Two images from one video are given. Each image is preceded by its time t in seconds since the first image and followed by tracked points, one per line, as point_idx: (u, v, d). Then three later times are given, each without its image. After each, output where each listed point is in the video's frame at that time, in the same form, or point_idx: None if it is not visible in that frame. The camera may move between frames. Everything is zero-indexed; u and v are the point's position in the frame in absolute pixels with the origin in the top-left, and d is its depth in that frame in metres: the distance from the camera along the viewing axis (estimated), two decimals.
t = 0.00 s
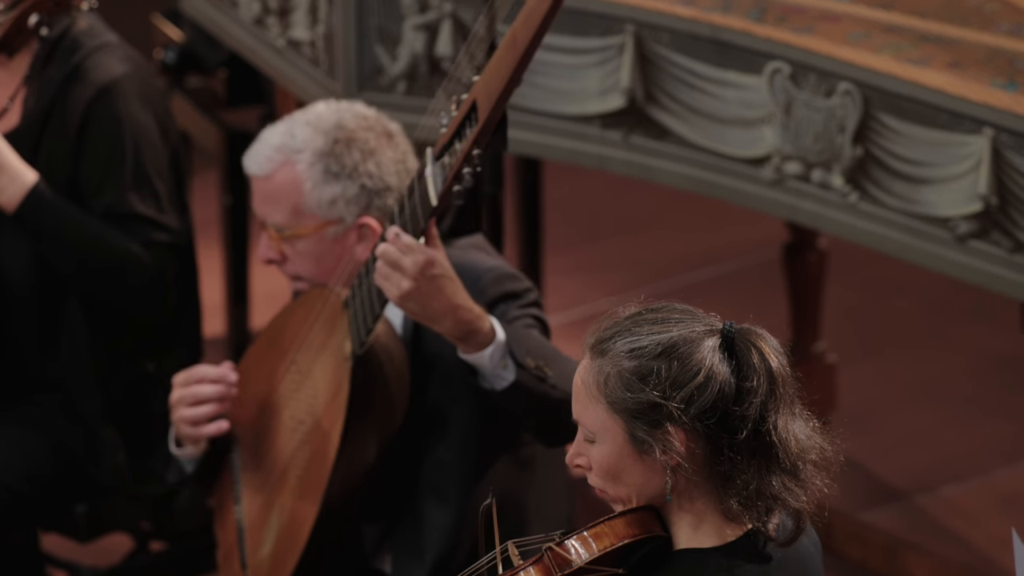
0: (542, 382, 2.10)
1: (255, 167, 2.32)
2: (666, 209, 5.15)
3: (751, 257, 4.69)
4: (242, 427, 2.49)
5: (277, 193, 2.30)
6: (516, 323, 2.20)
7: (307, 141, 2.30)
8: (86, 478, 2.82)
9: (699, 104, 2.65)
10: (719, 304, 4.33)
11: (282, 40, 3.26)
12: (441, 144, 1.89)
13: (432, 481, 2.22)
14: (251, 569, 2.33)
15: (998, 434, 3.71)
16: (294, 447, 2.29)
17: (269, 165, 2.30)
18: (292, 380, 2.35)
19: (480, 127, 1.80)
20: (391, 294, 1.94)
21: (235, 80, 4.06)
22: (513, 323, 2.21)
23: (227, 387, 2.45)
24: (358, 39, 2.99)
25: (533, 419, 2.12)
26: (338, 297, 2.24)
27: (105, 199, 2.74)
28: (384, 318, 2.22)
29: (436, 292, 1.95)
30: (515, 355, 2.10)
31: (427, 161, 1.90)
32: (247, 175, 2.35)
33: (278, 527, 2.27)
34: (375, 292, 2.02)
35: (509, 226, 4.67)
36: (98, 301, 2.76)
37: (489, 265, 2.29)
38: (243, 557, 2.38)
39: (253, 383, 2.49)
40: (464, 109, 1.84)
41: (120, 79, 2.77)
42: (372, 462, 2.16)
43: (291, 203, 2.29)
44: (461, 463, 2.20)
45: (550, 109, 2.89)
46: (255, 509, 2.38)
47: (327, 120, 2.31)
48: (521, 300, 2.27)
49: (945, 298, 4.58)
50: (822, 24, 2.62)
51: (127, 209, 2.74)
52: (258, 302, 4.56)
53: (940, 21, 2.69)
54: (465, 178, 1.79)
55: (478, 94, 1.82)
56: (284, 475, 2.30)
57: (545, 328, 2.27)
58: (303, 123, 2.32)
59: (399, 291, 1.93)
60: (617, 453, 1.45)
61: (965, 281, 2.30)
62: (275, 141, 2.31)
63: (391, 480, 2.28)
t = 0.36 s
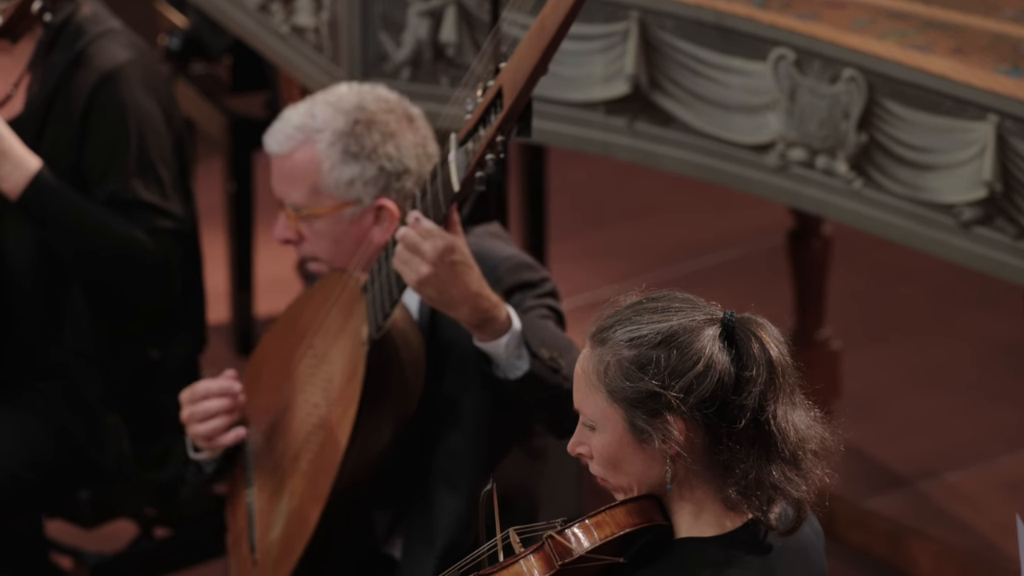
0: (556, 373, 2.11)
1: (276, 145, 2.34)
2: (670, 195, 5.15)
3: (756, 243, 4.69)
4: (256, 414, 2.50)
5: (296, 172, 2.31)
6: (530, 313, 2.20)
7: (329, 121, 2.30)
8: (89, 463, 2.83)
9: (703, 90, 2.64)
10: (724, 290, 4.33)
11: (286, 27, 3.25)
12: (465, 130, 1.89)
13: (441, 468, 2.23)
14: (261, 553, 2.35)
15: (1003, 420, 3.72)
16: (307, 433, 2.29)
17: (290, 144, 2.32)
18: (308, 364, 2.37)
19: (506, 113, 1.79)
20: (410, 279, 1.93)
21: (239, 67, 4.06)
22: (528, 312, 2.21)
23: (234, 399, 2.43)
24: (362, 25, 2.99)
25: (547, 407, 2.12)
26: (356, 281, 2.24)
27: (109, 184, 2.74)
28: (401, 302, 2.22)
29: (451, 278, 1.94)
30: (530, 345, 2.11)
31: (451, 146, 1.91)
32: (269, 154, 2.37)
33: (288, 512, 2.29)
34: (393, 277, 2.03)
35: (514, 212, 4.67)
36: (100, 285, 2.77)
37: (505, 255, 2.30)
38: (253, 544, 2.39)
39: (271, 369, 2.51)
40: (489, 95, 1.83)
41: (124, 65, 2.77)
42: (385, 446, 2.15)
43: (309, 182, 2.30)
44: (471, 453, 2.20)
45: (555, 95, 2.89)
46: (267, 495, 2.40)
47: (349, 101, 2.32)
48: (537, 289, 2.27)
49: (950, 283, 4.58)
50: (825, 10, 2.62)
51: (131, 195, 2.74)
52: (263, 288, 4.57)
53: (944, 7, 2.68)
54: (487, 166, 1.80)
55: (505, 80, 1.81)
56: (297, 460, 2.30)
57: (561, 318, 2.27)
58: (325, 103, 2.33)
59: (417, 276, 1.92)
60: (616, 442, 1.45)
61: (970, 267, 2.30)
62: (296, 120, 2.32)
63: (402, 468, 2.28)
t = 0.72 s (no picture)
0: (553, 344, 2.10)
1: (296, 121, 2.33)
2: (673, 182, 5.15)
3: (759, 230, 4.69)
4: (264, 392, 2.53)
5: (313, 149, 2.31)
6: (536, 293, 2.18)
7: (350, 99, 2.30)
8: (93, 450, 2.85)
9: (706, 77, 2.64)
10: (729, 277, 4.33)
11: (288, 14, 3.24)
12: (472, 111, 1.89)
13: (445, 450, 2.22)
14: (267, 535, 2.37)
15: (1006, 406, 3.72)
16: (312, 417, 2.31)
17: (311, 120, 2.31)
18: (315, 346, 2.39)
19: (510, 94, 1.78)
20: (425, 243, 1.92)
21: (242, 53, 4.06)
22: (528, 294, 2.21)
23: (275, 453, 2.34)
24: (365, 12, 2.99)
25: (555, 395, 2.15)
26: (363, 263, 2.27)
27: (113, 172, 2.75)
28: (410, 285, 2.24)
29: (466, 238, 1.91)
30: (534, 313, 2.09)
31: (458, 128, 1.92)
32: (288, 129, 2.36)
33: (292, 495, 2.31)
34: (405, 247, 2.02)
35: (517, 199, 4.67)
36: (105, 271, 2.76)
37: (510, 237, 2.30)
38: (259, 527, 2.42)
39: (282, 351, 2.52)
40: (495, 76, 1.82)
41: (128, 52, 2.77)
42: (389, 433, 2.17)
43: (327, 159, 2.29)
44: (475, 436, 2.20)
45: (556, 82, 2.88)
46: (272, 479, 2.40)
47: (371, 81, 2.32)
48: (538, 274, 2.27)
49: (953, 271, 4.58)
50: None
51: (136, 182, 2.75)
52: (267, 275, 4.57)
53: None
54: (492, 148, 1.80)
55: (509, 61, 1.80)
56: (303, 442, 2.31)
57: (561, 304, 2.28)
58: (348, 82, 2.33)
59: (433, 238, 1.91)
60: (623, 426, 1.46)
61: (974, 254, 2.30)
62: (317, 97, 2.32)
63: (405, 451, 2.28)
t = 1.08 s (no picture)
0: (526, 347, 2.11)
1: (306, 105, 2.33)
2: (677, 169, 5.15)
3: (763, 218, 4.68)
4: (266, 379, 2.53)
5: (322, 134, 2.31)
6: (524, 290, 2.19)
7: (362, 84, 2.30)
8: (99, 438, 2.85)
9: (711, 65, 2.64)
10: (733, 265, 4.33)
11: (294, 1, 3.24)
12: (460, 101, 1.88)
13: (443, 439, 2.24)
14: (270, 523, 2.38)
15: (1010, 394, 3.73)
16: (312, 404, 2.30)
17: (321, 104, 2.31)
18: (316, 334, 2.39)
19: (498, 83, 1.76)
20: (414, 223, 1.91)
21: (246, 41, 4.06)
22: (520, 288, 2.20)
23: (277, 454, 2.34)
24: None
25: (539, 401, 2.14)
26: (361, 250, 2.28)
27: (119, 159, 2.75)
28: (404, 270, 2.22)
29: (455, 236, 1.93)
30: (508, 314, 2.09)
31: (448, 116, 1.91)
32: (297, 112, 2.36)
33: (293, 484, 2.31)
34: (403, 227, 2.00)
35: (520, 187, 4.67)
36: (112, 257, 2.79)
37: (511, 229, 2.30)
38: (261, 515, 2.43)
39: (285, 339, 2.53)
40: (484, 66, 1.80)
41: (133, 39, 2.77)
42: (391, 417, 2.17)
43: (336, 144, 2.30)
44: (471, 425, 2.21)
45: (560, 70, 2.86)
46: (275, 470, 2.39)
47: (382, 66, 2.31)
48: (538, 268, 2.26)
49: (958, 259, 4.58)
50: None
51: (141, 169, 2.75)
52: (272, 263, 4.58)
53: None
54: (480, 137, 1.78)
55: (498, 52, 1.78)
56: (300, 430, 2.32)
57: (561, 298, 2.26)
58: (359, 67, 2.33)
59: (422, 223, 1.91)
60: (633, 412, 1.47)
61: (978, 242, 2.31)
62: (329, 81, 2.32)
63: (406, 440, 2.29)
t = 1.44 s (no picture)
0: (518, 329, 2.11)
1: (305, 90, 2.33)
2: (681, 157, 5.15)
3: (768, 206, 4.68)
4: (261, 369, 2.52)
5: (323, 119, 2.31)
6: (521, 277, 2.22)
7: (362, 69, 2.30)
8: (103, 426, 2.86)
9: (717, 53, 2.64)
10: (737, 252, 4.34)
11: None
12: (451, 84, 1.92)
13: (441, 427, 2.24)
14: (271, 511, 2.37)
15: (1015, 382, 3.73)
16: (311, 391, 2.30)
17: (321, 90, 2.31)
18: (310, 321, 2.38)
19: (489, 66, 1.81)
20: (405, 204, 1.89)
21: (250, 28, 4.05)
22: (518, 274, 2.23)
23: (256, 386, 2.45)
24: None
25: (535, 385, 2.16)
26: (354, 237, 2.28)
27: (125, 147, 2.76)
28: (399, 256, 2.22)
29: (446, 220, 1.91)
30: (499, 294, 2.08)
31: (439, 100, 1.94)
32: (297, 97, 2.36)
33: (294, 473, 2.31)
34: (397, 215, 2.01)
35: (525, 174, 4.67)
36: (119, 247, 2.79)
37: (509, 214, 2.29)
38: (261, 499, 2.43)
39: (277, 326, 2.52)
40: (475, 48, 1.85)
41: (139, 27, 2.77)
42: (389, 404, 2.18)
43: (337, 130, 2.30)
44: (469, 413, 2.22)
45: (565, 58, 2.85)
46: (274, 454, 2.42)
47: (383, 52, 2.31)
48: (536, 254, 2.28)
49: (962, 246, 4.58)
50: None
51: (148, 158, 2.76)
52: (276, 250, 4.58)
53: None
54: (474, 119, 1.83)
55: (488, 35, 1.83)
56: (301, 418, 2.32)
57: (559, 285, 2.29)
58: (358, 52, 2.32)
59: (415, 204, 1.88)
60: (639, 400, 1.47)
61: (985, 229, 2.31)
62: (329, 66, 2.32)
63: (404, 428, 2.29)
